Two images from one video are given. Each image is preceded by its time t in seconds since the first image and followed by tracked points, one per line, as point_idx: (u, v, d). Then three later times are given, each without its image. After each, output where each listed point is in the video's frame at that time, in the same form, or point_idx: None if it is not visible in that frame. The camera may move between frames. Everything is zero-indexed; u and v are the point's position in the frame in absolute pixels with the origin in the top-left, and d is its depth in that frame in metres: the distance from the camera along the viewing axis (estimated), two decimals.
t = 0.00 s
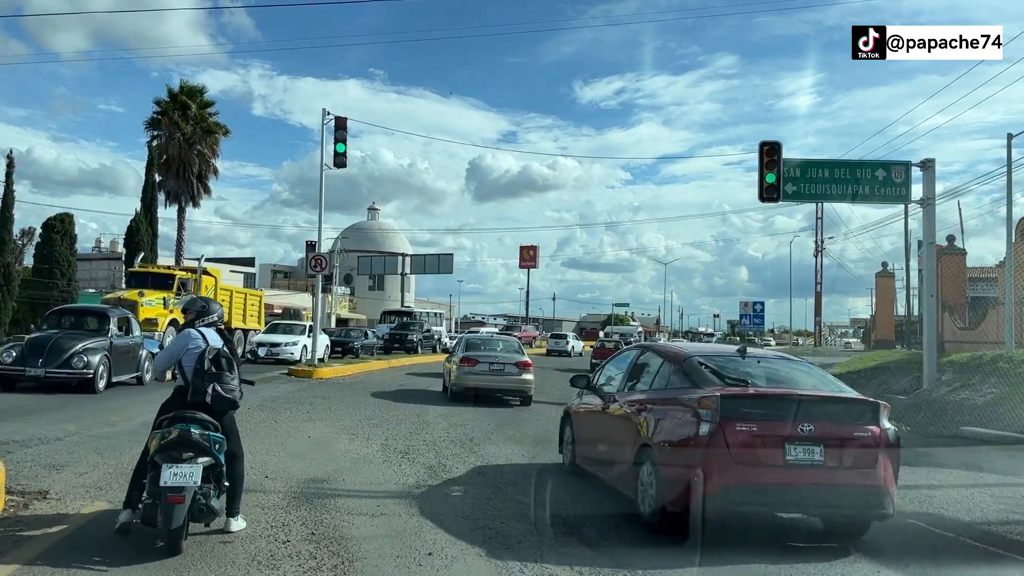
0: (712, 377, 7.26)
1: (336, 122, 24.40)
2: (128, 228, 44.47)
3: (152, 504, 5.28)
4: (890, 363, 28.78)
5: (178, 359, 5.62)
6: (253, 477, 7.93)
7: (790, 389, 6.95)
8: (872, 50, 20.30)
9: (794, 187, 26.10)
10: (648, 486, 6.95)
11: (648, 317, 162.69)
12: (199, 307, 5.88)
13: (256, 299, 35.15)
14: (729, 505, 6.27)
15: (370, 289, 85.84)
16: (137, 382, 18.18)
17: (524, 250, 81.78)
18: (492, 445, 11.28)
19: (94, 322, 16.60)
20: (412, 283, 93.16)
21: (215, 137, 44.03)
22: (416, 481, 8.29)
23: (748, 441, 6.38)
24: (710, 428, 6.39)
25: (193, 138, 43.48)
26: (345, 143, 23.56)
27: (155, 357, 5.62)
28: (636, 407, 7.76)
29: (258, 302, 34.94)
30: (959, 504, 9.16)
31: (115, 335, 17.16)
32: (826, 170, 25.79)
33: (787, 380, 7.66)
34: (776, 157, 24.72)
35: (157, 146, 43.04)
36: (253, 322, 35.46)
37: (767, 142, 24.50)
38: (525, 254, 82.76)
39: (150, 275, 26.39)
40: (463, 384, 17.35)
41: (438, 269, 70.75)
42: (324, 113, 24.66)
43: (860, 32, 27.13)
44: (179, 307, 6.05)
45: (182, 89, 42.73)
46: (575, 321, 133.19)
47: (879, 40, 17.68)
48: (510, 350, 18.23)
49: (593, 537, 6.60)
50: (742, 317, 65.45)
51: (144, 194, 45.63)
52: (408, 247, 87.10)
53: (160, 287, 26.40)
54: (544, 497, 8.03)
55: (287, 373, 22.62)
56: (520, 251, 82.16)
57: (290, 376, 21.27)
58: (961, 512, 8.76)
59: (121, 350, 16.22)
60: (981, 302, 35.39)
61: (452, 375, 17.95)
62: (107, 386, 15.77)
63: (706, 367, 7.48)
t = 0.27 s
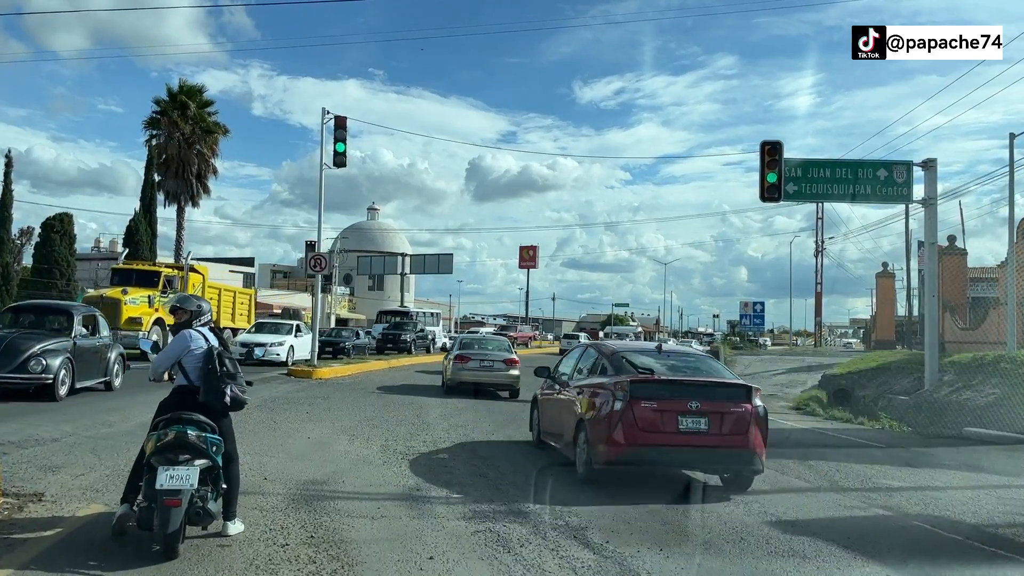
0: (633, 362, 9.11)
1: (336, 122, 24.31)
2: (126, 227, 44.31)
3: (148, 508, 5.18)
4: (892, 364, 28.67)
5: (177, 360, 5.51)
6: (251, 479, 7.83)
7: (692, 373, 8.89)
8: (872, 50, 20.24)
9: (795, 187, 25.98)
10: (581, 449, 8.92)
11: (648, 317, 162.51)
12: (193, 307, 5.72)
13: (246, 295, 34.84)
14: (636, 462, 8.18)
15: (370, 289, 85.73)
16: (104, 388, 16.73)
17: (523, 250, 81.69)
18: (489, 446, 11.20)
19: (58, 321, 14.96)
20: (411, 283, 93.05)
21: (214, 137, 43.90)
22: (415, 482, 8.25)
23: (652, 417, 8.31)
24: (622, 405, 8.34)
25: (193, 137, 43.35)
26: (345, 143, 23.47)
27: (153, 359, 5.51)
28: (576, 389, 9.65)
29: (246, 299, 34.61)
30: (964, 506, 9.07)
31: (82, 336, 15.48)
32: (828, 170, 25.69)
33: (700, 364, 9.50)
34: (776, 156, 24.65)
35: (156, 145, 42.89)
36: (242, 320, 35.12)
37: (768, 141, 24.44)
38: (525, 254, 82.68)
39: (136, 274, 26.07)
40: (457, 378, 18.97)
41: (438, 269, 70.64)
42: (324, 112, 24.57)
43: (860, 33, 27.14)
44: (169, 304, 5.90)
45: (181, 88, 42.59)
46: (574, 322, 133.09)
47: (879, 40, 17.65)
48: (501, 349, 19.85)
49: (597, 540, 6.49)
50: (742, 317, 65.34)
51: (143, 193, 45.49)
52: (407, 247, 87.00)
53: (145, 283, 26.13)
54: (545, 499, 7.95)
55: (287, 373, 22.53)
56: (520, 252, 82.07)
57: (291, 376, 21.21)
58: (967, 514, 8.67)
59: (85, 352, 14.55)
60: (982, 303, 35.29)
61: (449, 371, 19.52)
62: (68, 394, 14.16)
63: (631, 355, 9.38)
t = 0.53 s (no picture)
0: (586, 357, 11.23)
1: (336, 121, 24.21)
2: (125, 228, 44.21)
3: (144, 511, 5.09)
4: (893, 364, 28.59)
5: (172, 361, 5.43)
6: (250, 480, 7.75)
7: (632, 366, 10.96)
8: (871, 51, 20.20)
9: (796, 187, 25.87)
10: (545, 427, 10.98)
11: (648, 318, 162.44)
12: (184, 308, 5.66)
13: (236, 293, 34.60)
14: (582, 433, 10.33)
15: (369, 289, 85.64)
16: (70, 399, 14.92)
17: (523, 251, 81.64)
18: (490, 447, 11.12)
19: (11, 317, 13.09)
20: (411, 283, 92.95)
21: (213, 137, 43.85)
22: (415, 483, 8.19)
23: (595, 398, 10.48)
24: (572, 389, 10.51)
25: (192, 137, 43.29)
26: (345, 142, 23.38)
27: (146, 361, 5.42)
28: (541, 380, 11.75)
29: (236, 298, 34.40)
30: (969, 508, 8.99)
31: (40, 337, 13.50)
32: (829, 170, 25.60)
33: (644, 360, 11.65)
34: (777, 156, 24.58)
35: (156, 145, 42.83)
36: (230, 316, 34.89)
37: (768, 141, 24.37)
38: (525, 254, 82.62)
39: (117, 270, 26.01)
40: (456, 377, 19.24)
41: (438, 269, 70.56)
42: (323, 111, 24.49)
43: (858, 33, 27.19)
44: (159, 306, 5.80)
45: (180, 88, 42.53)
46: (574, 322, 133.03)
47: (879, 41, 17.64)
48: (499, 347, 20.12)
49: (601, 544, 6.39)
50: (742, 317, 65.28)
51: (142, 193, 45.39)
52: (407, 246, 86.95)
53: (128, 281, 26.05)
54: (547, 501, 7.87)
55: (286, 374, 22.45)
56: (519, 252, 82.00)
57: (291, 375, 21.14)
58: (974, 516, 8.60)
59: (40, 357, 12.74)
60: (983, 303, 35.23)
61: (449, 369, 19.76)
62: (22, 402, 12.25)
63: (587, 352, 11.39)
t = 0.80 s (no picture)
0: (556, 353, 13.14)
1: (335, 120, 24.14)
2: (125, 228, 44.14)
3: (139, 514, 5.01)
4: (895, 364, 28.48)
5: (166, 362, 5.36)
6: (249, 482, 7.68)
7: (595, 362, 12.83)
8: (872, 49, 20.14)
9: (798, 187, 25.72)
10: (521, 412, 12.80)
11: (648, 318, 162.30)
12: (178, 307, 5.58)
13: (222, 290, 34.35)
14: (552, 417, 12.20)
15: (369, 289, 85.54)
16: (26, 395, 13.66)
17: (523, 250, 81.51)
18: (491, 447, 11.06)
19: None
20: (411, 283, 92.85)
21: (213, 136, 43.81)
22: (415, 484, 8.13)
23: (562, 387, 12.39)
24: (542, 379, 12.38)
25: (192, 137, 43.24)
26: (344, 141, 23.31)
27: (139, 362, 5.34)
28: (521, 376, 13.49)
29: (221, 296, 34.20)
30: (974, 509, 8.91)
31: None
32: (831, 169, 25.49)
33: (603, 360, 13.64)
34: (779, 155, 24.51)
35: (156, 145, 42.80)
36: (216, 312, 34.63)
37: (769, 141, 24.30)
38: (525, 254, 82.49)
39: (100, 266, 25.70)
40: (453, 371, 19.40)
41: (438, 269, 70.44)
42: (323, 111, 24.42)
43: (858, 33, 27.17)
44: (151, 305, 5.71)
45: (180, 87, 42.47)
46: (574, 322, 132.90)
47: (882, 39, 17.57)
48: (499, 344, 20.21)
49: (603, 548, 6.29)
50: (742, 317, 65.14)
51: (142, 193, 45.33)
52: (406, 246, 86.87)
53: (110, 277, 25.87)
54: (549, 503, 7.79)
55: (286, 374, 22.38)
56: (519, 252, 81.87)
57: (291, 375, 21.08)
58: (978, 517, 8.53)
59: None
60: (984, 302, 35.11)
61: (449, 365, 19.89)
62: None
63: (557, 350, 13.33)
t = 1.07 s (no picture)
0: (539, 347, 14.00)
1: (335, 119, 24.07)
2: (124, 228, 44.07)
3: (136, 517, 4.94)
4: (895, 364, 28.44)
5: (161, 362, 5.28)
6: (248, 484, 7.60)
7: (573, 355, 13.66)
8: (873, 49, 20.11)
9: (799, 187, 25.64)
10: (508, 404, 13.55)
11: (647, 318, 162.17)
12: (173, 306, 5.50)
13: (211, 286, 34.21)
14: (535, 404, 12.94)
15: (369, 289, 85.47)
16: None
17: (523, 251, 81.44)
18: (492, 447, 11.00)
19: None
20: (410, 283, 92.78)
21: (212, 136, 43.71)
22: (415, 485, 8.06)
23: (542, 377, 13.20)
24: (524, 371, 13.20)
25: (191, 136, 43.16)
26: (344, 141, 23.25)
27: (134, 363, 5.27)
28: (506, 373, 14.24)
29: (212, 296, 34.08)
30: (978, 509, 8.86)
31: None
32: (832, 168, 25.42)
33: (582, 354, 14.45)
34: (780, 155, 24.45)
35: (155, 145, 42.70)
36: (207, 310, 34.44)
37: (770, 140, 24.26)
38: (525, 254, 82.43)
39: (81, 263, 25.47)
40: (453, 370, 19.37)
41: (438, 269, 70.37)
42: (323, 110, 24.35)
43: (859, 32, 27.14)
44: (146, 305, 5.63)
45: (179, 87, 42.36)
46: (574, 322, 132.77)
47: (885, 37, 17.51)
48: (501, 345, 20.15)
49: (606, 550, 6.22)
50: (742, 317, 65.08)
51: (141, 193, 45.24)
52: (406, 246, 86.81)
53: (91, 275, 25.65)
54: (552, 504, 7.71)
55: (285, 374, 22.31)
56: (519, 252, 81.80)
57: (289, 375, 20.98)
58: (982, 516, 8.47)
59: None
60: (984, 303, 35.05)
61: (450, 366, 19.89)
62: None
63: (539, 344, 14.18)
